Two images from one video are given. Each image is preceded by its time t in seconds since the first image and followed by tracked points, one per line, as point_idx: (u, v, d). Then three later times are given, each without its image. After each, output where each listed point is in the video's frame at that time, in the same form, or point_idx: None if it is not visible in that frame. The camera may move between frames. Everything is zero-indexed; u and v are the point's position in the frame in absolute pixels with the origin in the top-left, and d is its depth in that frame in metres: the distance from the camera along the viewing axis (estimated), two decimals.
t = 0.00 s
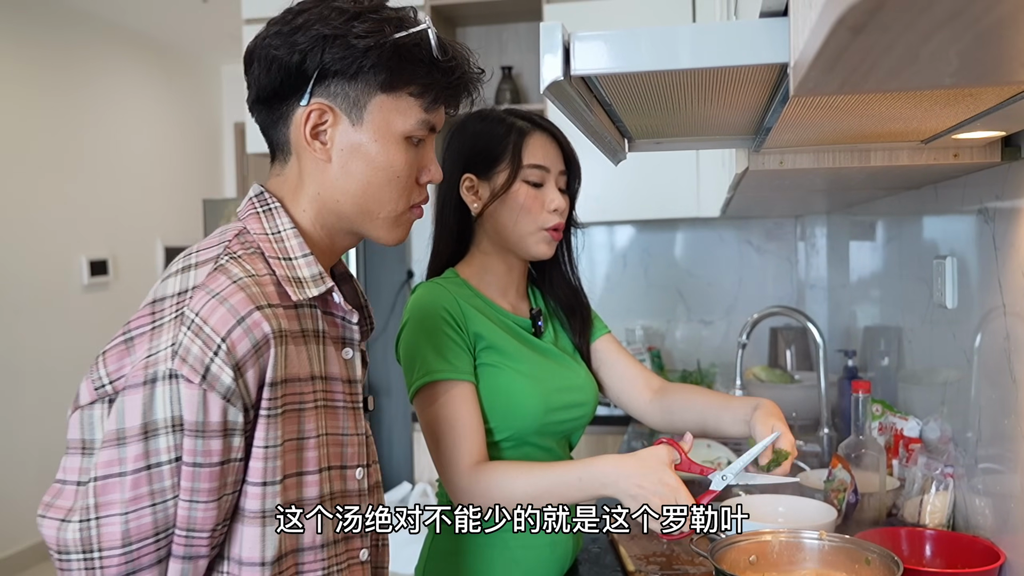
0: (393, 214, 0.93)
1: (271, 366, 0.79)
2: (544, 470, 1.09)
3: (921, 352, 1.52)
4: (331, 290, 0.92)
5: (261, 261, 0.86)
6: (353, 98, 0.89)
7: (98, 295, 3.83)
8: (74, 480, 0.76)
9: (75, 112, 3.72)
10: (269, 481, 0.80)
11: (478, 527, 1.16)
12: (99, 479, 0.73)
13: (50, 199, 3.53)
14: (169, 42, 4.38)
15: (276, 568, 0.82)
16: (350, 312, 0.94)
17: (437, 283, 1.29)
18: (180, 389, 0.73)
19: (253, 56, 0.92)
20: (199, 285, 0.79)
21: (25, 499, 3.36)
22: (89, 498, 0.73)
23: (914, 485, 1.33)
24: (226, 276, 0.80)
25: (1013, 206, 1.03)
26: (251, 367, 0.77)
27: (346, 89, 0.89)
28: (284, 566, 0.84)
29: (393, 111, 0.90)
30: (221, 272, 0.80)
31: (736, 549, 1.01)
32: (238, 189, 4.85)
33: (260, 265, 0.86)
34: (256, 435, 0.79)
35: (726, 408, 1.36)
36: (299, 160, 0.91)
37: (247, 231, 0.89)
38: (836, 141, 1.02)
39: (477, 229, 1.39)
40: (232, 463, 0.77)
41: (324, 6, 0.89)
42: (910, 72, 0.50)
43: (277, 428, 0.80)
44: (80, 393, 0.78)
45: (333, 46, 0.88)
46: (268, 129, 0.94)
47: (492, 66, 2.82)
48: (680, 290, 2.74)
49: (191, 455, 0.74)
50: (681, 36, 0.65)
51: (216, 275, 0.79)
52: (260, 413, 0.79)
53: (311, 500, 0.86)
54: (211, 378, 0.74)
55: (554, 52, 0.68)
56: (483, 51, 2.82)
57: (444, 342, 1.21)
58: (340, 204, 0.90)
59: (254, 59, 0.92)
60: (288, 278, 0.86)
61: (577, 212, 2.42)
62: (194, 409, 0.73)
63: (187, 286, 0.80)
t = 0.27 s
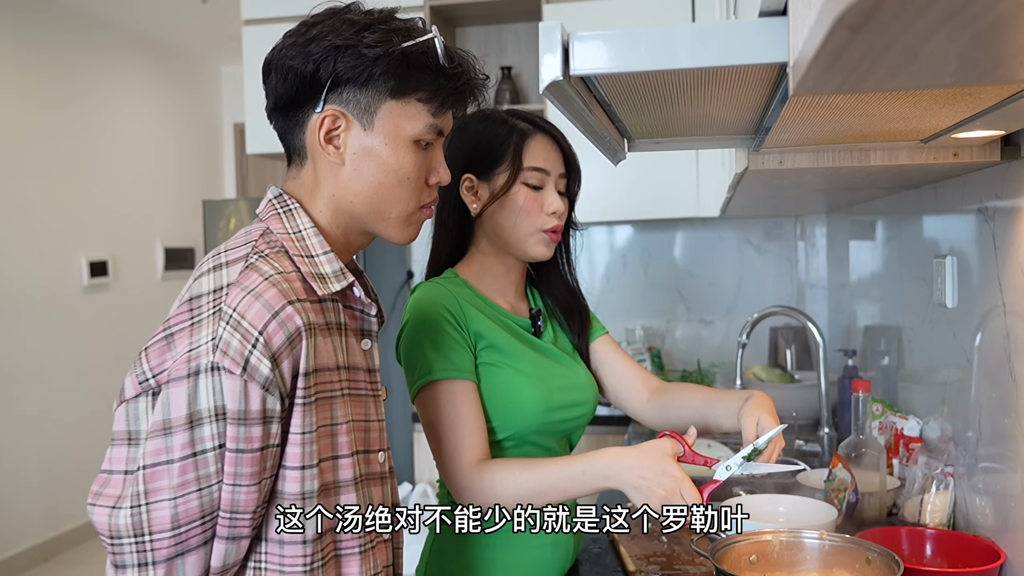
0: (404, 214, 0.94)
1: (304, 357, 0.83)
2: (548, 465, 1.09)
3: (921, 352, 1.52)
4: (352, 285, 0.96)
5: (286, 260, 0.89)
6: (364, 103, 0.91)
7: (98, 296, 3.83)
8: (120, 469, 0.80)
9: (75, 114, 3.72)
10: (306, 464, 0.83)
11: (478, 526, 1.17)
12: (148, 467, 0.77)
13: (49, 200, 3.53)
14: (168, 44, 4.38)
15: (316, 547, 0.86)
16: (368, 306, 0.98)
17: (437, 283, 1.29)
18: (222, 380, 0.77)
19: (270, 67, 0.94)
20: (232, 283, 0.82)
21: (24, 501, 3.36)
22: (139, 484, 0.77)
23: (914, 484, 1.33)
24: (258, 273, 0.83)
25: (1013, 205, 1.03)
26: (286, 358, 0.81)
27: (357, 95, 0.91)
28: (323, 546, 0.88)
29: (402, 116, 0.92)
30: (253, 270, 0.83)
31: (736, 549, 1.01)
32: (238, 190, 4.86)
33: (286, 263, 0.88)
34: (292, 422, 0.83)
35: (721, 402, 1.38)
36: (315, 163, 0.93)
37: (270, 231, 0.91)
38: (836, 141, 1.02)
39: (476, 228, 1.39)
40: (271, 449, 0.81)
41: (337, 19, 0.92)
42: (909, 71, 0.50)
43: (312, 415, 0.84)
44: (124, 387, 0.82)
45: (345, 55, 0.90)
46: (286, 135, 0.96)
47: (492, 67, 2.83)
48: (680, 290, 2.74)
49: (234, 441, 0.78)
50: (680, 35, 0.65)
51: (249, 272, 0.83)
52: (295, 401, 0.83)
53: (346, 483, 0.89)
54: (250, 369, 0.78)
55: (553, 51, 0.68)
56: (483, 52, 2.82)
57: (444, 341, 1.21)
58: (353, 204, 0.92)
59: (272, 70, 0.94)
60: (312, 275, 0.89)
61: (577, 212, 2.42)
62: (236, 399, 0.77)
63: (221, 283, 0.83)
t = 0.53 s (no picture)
0: (409, 200, 0.94)
1: (312, 345, 0.83)
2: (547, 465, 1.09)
3: (921, 349, 1.52)
4: (358, 276, 0.97)
5: (294, 252, 0.89)
6: (361, 94, 0.91)
7: (98, 294, 3.83)
8: (137, 458, 0.81)
9: (75, 111, 3.72)
10: (317, 451, 0.84)
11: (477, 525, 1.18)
12: (162, 455, 0.78)
13: (50, 198, 3.53)
14: (168, 41, 4.37)
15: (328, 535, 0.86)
16: (376, 297, 1.00)
17: (436, 280, 1.29)
18: (232, 368, 0.78)
19: (268, 69, 0.95)
20: (240, 275, 0.83)
21: (24, 498, 3.36)
22: (153, 472, 0.78)
23: (914, 481, 1.33)
24: (266, 264, 0.84)
25: (1013, 202, 1.03)
26: (294, 346, 0.82)
27: (353, 87, 0.91)
28: (336, 533, 0.88)
29: (400, 103, 0.92)
30: (260, 261, 0.84)
31: (735, 547, 1.01)
32: (238, 188, 4.85)
33: (294, 256, 0.89)
34: (303, 410, 0.84)
35: (727, 405, 1.37)
36: (318, 159, 0.93)
37: (278, 226, 0.92)
38: (836, 137, 1.02)
39: (474, 225, 1.39)
40: (281, 436, 0.81)
41: (327, 15, 0.92)
42: (909, 66, 0.50)
43: (321, 402, 0.85)
44: (139, 378, 0.83)
45: (338, 48, 0.90)
46: (289, 135, 0.96)
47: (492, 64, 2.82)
48: (680, 287, 2.74)
49: (245, 428, 0.78)
50: (681, 32, 0.65)
51: (256, 264, 0.84)
52: (305, 389, 0.83)
53: (355, 471, 0.90)
54: (259, 357, 0.78)
55: (554, 48, 0.67)
56: (483, 49, 2.82)
57: (445, 338, 1.21)
58: (358, 194, 0.93)
59: (269, 72, 0.95)
60: (319, 267, 0.90)
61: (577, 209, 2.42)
62: (246, 386, 0.78)
63: (229, 275, 0.84)
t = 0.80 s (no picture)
0: (387, 192, 0.91)
1: (289, 336, 0.82)
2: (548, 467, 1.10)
3: (921, 347, 1.52)
4: (347, 269, 0.96)
5: (277, 245, 0.90)
6: (330, 85, 0.90)
7: (97, 291, 3.83)
8: (115, 451, 0.82)
9: (75, 108, 3.71)
10: (298, 445, 0.83)
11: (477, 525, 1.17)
12: (134, 446, 0.78)
13: (49, 195, 3.52)
14: (167, 38, 4.36)
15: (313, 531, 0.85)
16: (366, 291, 0.99)
17: (437, 279, 1.29)
18: (203, 359, 0.77)
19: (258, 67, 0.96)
20: (217, 266, 0.83)
21: (24, 496, 3.36)
22: (126, 464, 0.78)
23: (914, 478, 1.33)
24: (243, 255, 0.84)
25: (1013, 199, 1.03)
26: (269, 337, 0.81)
27: (323, 78, 0.90)
28: (321, 530, 0.86)
29: (368, 92, 0.90)
30: (238, 253, 0.84)
31: (734, 544, 1.01)
32: (238, 186, 4.85)
33: (276, 248, 0.89)
34: (280, 402, 0.83)
35: (732, 407, 1.37)
36: (303, 155, 0.94)
37: (264, 220, 0.92)
38: (836, 134, 1.02)
39: (474, 222, 1.39)
40: (257, 429, 0.80)
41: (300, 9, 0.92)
42: (910, 62, 0.50)
43: (300, 395, 0.84)
44: (117, 371, 0.84)
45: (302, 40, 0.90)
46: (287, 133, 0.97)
47: (492, 61, 2.82)
48: (680, 285, 2.74)
49: (216, 419, 0.77)
50: (681, 28, 0.65)
51: (234, 255, 0.84)
52: (282, 380, 0.83)
53: (341, 466, 0.89)
54: (230, 347, 0.78)
55: (553, 44, 0.67)
56: (483, 46, 2.82)
57: (444, 336, 1.21)
58: (336, 188, 0.92)
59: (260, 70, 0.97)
60: (303, 259, 0.90)
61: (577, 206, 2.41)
62: (217, 376, 0.77)
63: (207, 267, 0.84)
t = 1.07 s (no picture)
0: (334, 182, 0.87)
1: (222, 335, 0.79)
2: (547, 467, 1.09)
3: (920, 344, 1.52)
4: (305, 266, 0.90)
5: (232, 242, 0.87)
6: (277, 72, 0.88)
7: (96, 289, 3.83)
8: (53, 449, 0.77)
9: (74, 107, 3.71)
10: (237, 448, 0.79)
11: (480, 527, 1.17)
12: (62, 446, 0.73)
13: (48, 194, 3.52)
14: (166, 36, 4.36)
15: (256, 536, 0.81)
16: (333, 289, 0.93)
17: (437, 276, 1.29)
18: (127, 357, 0.74)
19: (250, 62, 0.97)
20: (156, 261, 0.80)
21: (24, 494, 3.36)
22: (54, 464, 0.74)
23: (914, 476, 1.33)
24: (185, 251, 0.81)
25: (1013, 196, 1.03)
26: (200, 335, 0.77)
27: (272, 65, 0.89)
28: (265, 539, 0.82)
29: (311, 77, 0.87)
30: (180, 249, 0.81)
31: (735, 542, 1.01)
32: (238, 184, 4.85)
33: (230, 246, 0.87)
34: (218, 404, 0.79)
35: (734, 395, 1.36)
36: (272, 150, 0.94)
37: (230, 218, 0.91)
38: (836, 131, 1.02)
39: (474, 220, 1.39)
40: (187, 431, 0.76)
41: None
42: (911, 58, 0.50)
43: (238, 396, 0.80)
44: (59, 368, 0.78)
45: (254, 28, 0.90)
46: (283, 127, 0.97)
47: (491, 59, 2.82)
48: (680, 283, 2.74)
49: (140, 420, 0.73)
50: (681, 25, 0.64)
51: (174, 250, 0.81)
52: (218, 381, 0.79)
53: (295, 472, 0.84)
54: (154, 345, 0.74)
55: (553, 41, 0.67)
56: (482, 44, 2.82)
57: (443, 335, 1.20)
58: (289, 178, 0.89)
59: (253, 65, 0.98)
60: (257, 256, 0.87)
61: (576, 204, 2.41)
62: (140, 374, 0.73)
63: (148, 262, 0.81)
